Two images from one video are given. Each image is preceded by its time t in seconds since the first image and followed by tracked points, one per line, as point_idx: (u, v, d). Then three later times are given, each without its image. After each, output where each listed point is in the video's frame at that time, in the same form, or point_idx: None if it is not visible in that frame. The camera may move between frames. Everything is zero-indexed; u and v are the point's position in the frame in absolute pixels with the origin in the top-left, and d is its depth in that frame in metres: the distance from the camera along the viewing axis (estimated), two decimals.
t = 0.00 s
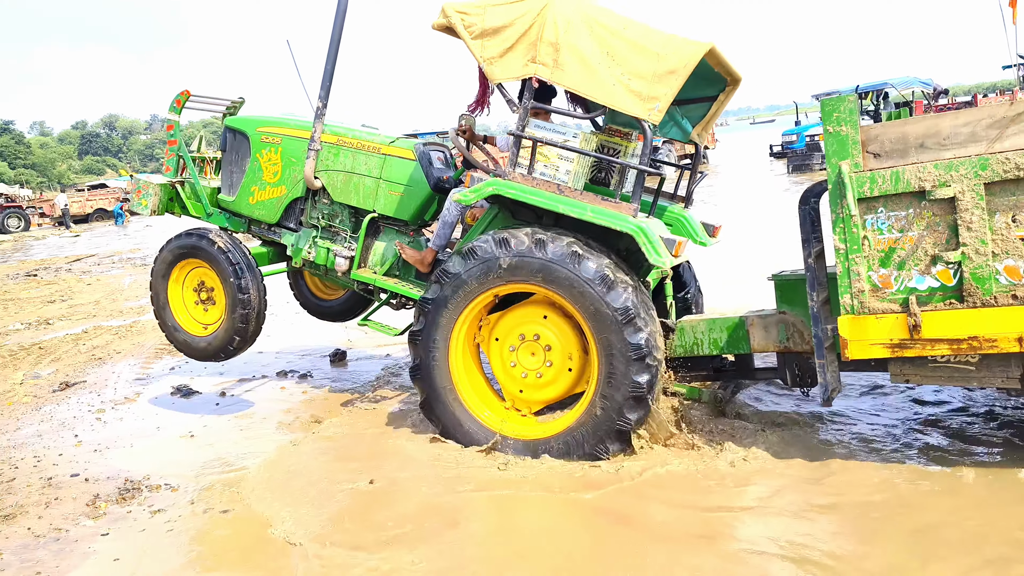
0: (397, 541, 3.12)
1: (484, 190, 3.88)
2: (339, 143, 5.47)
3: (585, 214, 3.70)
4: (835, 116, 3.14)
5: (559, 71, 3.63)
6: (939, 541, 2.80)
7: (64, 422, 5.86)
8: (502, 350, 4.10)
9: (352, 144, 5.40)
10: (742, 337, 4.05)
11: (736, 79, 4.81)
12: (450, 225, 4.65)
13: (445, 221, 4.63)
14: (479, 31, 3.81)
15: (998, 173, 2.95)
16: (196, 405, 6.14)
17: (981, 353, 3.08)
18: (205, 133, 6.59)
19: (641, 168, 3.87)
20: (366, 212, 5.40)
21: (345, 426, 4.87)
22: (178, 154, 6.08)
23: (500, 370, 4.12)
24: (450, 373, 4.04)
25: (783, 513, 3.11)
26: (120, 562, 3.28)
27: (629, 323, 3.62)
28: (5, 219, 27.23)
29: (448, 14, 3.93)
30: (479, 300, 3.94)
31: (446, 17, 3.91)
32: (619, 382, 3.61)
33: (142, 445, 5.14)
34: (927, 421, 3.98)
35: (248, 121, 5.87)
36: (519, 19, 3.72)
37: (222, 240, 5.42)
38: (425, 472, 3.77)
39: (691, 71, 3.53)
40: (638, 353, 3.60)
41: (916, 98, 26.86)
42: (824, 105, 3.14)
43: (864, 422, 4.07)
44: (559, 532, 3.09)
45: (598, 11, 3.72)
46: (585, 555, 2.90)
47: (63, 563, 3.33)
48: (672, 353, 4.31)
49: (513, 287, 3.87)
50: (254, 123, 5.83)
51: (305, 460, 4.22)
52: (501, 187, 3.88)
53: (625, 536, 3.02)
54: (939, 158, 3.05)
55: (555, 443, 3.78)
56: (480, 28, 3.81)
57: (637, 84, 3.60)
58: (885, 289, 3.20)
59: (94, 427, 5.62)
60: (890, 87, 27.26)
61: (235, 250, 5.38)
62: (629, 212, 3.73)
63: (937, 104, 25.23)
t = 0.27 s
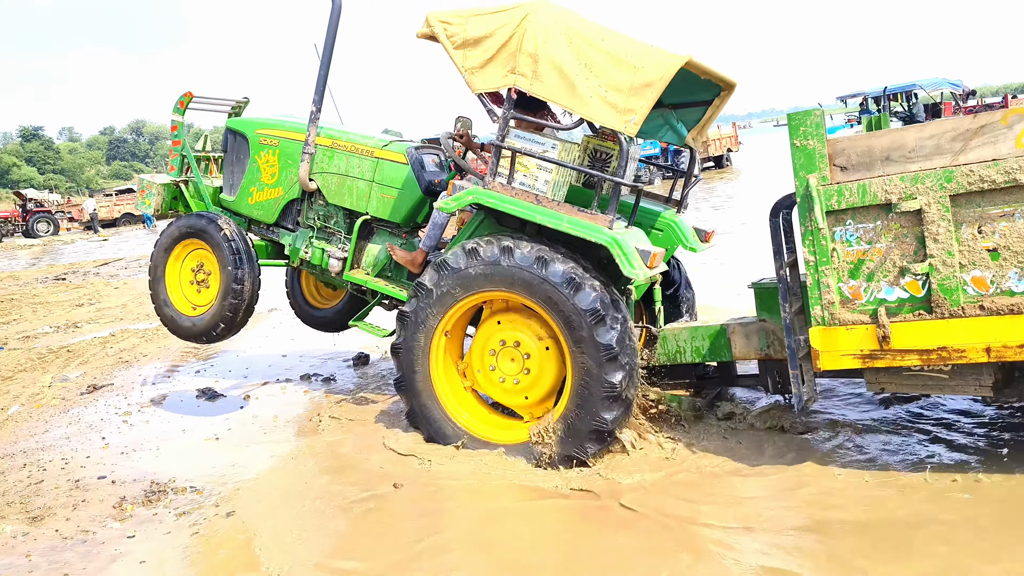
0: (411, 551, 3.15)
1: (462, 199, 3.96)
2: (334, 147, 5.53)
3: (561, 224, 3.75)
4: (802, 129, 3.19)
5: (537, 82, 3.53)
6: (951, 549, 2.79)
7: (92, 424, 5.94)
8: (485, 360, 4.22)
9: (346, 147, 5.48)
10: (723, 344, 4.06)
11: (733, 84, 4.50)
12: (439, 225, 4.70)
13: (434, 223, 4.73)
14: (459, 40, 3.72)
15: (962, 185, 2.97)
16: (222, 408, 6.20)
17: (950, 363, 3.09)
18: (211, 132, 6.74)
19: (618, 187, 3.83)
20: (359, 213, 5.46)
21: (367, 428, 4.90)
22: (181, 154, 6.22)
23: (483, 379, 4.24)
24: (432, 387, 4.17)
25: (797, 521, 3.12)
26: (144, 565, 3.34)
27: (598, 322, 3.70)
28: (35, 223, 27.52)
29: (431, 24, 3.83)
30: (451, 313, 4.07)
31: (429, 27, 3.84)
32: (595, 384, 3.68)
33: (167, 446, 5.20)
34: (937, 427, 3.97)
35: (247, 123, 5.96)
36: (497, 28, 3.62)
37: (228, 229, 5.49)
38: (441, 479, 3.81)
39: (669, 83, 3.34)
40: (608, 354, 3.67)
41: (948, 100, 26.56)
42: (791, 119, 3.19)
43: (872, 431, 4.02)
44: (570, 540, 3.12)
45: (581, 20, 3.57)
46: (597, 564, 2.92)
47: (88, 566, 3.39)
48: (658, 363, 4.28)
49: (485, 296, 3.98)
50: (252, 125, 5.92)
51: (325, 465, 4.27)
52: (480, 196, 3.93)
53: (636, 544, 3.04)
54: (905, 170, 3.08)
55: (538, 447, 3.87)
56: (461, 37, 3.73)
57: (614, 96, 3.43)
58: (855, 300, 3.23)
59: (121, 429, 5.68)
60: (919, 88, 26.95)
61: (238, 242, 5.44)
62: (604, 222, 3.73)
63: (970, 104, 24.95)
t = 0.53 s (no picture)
0: (419, 558, 3.23)
1: (426, 206, 4.49)
2: (329, 150, 5.66)
3: (514, 229, 4.19)
4: (771, 128, 3.22)
5: (491, 88, 4.03)
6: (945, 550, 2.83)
7: (115, 425, 6.04)
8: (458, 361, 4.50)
9: (341, 150, 5.59)
10: (700, 344, 4.17)
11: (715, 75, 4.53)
12: (423, 226, 4.80)
13: (416, 224, 4.85)
14: (423, 48, 4.24)
15: (927, 184, 2.99)
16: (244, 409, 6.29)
17: (916, 360, 3.12)
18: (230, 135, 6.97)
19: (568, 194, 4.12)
20: (353, 215, 5.57)
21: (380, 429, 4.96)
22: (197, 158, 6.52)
23: (459, 379, 4.52)
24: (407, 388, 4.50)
25: (797, 523, 3.17)
26: (165, 566, 3.44)
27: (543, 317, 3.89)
28: (62, 227, 27.81)
29: (398, 33, 4.35)
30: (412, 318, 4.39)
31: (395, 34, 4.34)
32: (544, 379, 3.89)
33: (190, 447, 5.30)
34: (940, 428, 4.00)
35: (252, 129, 6.18)
36: (455, 38, 4.11)
37: (235, 236, 5.58)
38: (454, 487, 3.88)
39: (608, 89, 3.74)
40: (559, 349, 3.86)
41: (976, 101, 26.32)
42: (760, 119, 3.22)
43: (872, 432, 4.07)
44: (572, 545, 3.19)
45: (533, 27, 4.00)
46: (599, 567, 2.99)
47: (110, 567, 3.49)
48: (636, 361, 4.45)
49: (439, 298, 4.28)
50: (256, 131, 6.15)
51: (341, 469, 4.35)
52: (442, 201, 4.43)
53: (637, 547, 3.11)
54: (871, 169, 3.11)
55: (502, 445, 4.06)
56: (426, 45, 4.24)
57: (560, 101, 3.86)
58: (823, 297, 3.27)
59: (144, 430, 5.79)
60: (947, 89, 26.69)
61: (241, 249, 5.53)
62: (555, 226, 4.11)
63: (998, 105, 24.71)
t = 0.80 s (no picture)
0: (428, 565, 3.23)
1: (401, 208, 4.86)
2: (335, 159, 5.80)
3: (474, 228, 4.40)
4: (730, 133, 3.33)
5: (453, 95, 4.26)
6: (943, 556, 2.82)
7: (131, 425, 6.06)
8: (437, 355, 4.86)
9: (345, 159, 5.72)
10: (677, 342, 4.25)
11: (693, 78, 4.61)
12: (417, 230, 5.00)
13: (412, 229, 5.05)
14: (399, 62, 4.54)
15: (879, 186, 3.07)
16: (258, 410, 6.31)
17: (871, 359, 3.20)
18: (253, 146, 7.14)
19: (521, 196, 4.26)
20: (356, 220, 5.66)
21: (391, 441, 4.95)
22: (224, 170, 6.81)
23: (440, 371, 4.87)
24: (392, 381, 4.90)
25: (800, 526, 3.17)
26: (179, 563, 3.45)
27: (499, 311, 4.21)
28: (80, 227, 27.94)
29: (373, 47, 4.69)
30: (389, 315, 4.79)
31: (374, 50, 4.67)
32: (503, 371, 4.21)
33: (204, 448, 5.32)
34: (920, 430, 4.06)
35: (270, 142, 6.39)
36: (422, 50, 4.39)
37: (247, 253, 5.87)
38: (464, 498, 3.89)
39: (555, 91, 3.85)
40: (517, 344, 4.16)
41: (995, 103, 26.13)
42: (720, 123, 3.33)
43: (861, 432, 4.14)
44: (585, 551, 3.17)
45: (490, 36, 4.21)
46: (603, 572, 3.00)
47: (125, 564, 3.50)
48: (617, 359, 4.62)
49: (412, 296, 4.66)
50: (273, 142, 6.36)
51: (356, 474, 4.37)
52: (415, 205, 4.78)
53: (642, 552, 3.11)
54: (826, 173, 3.20)
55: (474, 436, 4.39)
56: (401, 60, 4.54)
57: (513, 106, 4.01)
58: (782, 298, 3.37)
59: (158, 429, 5.83)
60: (967, 91, 26.49)
61: (252, 268, 5.82)
62: (510, 225, 4.33)
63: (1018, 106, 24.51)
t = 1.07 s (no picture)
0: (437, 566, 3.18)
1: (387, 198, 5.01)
2: (336, 154, 5.92)
3: (453, 216, 4.58)
4: (689, 128, 3.45)
5: (433, 88, 4.38)
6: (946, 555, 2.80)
7: (143, 420, 5.99)
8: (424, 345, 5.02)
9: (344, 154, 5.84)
10: (654, 328, 4.34)
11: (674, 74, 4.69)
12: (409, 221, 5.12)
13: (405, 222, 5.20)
14: (386, 58, 4.68)
15: (828, 181, 3.18)
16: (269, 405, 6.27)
17: (821, 347, 3.33)
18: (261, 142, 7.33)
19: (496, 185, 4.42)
20: (355, 214, 5.77)
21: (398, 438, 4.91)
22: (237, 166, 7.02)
23: (427, 359, 5.02)
24: (381, 373, 5.04)
25: (803, 525, 3.15)
26: (190, 562, 3.41)
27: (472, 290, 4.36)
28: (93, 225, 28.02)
29: (363, 45, 4.84)
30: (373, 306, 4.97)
31: (364, 47, 4.81)
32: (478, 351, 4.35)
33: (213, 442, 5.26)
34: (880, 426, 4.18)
35: (278, 138, 6.55)
36: (406, 46, 4.53)
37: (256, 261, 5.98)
38: (472, 499, 3.87)
39: (526, 83, 3.97)
40: (490, 325, 4.29)
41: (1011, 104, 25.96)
42: (682, 119, 3.44)
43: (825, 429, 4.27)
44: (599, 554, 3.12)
45: (469, 31, 4.33)
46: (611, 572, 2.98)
47: (135, 562, 3.46)
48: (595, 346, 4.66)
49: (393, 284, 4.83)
50: (280, 138, 6.52)
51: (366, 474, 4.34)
52: (399, 192, 4.96)
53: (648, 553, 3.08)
54: (779, 168, 3.32)
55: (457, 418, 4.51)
56: (389, 56, 4.68)
57: (487, 97, 4.12)
58: (739, 288, 3.50)
59: (169, 426, 5.67)
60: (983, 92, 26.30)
61: (260, 276, 5.94)
62: (487, 213, 4.47)
63: None
